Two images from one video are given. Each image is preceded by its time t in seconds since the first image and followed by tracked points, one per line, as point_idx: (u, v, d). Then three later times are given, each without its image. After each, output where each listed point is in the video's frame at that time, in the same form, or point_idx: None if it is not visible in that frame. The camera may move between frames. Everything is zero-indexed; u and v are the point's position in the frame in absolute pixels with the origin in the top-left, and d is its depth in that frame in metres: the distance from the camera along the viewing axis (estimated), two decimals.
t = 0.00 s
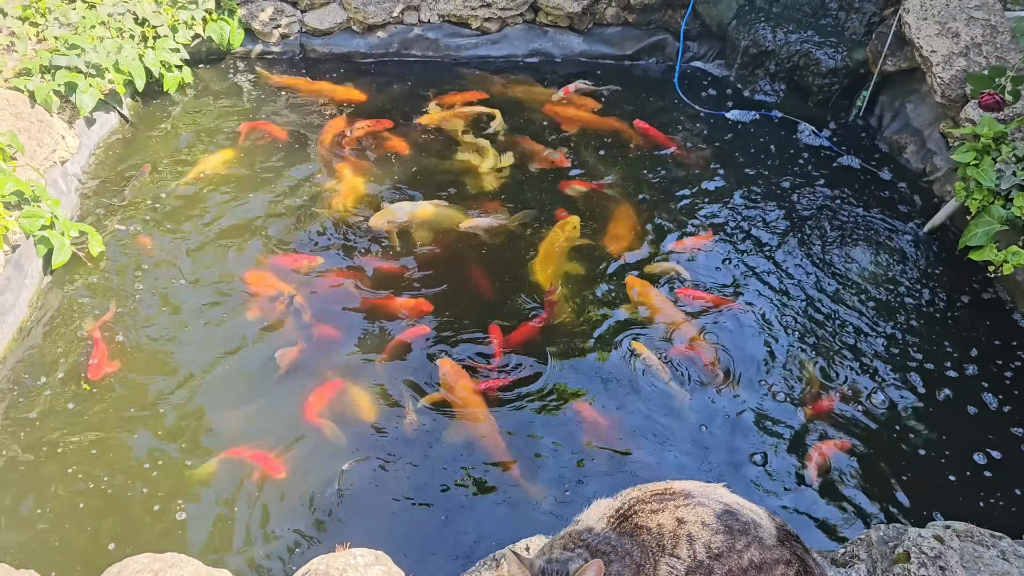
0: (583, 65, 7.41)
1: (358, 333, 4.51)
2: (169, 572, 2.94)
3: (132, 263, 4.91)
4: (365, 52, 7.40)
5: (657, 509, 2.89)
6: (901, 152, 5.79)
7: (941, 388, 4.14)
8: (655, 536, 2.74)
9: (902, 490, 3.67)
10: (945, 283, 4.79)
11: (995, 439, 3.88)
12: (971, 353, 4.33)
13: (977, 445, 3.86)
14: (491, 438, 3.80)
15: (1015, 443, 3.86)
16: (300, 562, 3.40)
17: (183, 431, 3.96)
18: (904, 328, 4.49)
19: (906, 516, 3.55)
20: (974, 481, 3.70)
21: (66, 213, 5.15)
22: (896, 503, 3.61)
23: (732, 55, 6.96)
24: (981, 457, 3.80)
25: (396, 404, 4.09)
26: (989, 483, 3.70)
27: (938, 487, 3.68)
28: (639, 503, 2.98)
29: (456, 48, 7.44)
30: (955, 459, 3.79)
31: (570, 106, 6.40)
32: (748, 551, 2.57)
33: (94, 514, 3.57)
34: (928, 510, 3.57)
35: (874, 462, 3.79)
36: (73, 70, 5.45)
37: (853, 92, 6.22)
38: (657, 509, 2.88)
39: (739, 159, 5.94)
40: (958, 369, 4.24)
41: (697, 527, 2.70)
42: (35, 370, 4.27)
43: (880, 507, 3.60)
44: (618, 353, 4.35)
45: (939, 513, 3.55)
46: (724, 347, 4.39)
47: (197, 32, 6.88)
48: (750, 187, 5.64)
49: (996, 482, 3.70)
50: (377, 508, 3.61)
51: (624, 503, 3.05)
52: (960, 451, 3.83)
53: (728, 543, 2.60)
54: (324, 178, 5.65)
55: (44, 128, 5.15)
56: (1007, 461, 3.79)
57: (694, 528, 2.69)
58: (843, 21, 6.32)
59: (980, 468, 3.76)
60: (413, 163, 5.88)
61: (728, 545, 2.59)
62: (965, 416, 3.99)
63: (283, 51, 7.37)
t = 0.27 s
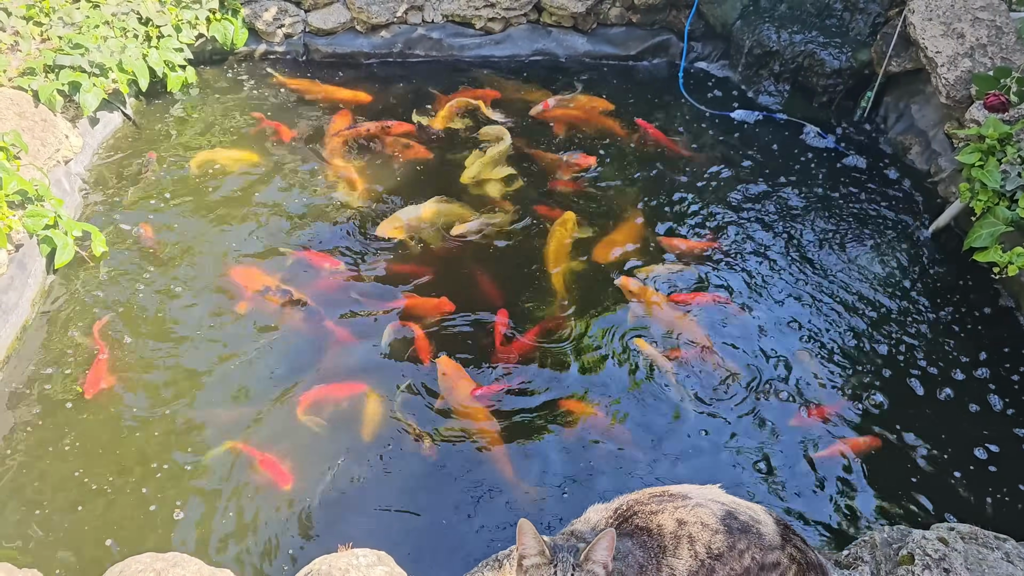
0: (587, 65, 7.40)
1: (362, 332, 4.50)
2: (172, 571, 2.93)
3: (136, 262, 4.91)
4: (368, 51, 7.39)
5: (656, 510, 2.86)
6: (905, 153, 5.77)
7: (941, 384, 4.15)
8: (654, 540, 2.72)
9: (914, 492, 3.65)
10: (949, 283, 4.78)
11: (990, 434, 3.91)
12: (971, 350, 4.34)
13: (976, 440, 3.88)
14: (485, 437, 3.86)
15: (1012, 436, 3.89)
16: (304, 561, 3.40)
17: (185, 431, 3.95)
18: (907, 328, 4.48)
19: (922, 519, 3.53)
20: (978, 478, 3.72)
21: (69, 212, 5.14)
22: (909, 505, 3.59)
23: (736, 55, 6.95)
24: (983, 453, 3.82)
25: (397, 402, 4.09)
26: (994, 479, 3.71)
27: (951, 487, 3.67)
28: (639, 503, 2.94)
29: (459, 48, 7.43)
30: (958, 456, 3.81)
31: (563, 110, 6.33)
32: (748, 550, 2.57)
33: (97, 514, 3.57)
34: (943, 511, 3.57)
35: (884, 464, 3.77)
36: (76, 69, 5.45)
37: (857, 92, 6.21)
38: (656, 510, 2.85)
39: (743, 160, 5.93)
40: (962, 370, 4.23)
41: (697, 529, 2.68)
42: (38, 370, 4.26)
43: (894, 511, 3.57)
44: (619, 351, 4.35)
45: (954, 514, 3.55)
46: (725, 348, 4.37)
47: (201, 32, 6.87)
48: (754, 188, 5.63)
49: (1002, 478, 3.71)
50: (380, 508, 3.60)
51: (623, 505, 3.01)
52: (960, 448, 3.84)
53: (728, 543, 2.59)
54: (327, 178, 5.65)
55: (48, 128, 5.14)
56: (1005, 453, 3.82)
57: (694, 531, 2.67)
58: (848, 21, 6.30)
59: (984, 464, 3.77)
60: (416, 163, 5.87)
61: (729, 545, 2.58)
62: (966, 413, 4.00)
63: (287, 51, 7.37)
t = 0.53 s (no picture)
0: (592, 65, 7.41)
1: (367, 330, 4.50)
2: (177, 569, 2.93)
3: (141, 262, 4.92)
4: (373, 52, 7.40)
5: (664, 507, 2.85)
6: (911, 153, 5.76)
7: (944, 381, 4.15)
8: (661, 536, 2.72)
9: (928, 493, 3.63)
10: (952, 281, 4.79)
11: (989, 427, 3.92)
12: (973, 347, 4.35)
13: (976, 434, 3.88)
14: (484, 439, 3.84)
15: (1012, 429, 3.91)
16: (309, 560, 3.39)
17: (189, 430, 3.95)
18: (911, 327, 4.48)
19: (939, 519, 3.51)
20: (986, 473, 3.71)
21: (75, 211, 5.16)
22: (923, 506, 3.57)
23: (741, 55, 6.96)
24: (985, 447, 3.83)
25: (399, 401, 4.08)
26: (1001, 473, 3.72)
27: (965, 486, 3.66)
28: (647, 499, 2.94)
29: (464, 48, 7.44)
30: (965, 453, 3.80)
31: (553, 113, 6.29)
32: (755, 546, 2.54)
33: (102, 512, 3.57)
34: (956, 510, 3.55)
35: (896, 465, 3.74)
36: (82, 69, 5.47)
37: (862, 92, 6.21)
38: (663, 507, 2.84)
39: (748, 160, 5.93)
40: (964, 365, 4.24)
41: (704, 525, 2.66)
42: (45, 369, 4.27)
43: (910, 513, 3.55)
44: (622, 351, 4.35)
45: (969, 514, 3.53)
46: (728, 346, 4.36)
47: (206, 32, 6.89)
48: (759, 187, 5.62)
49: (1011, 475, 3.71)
50: (384, 507, 3.60)
51: (631, 500, 3.02)
52: (964, 444, 3.84)
53: (734, 540, 2.57)
54: (333, 178, 5.65)
55: (54, 127, 5.16)
56: (1006, 446, 3.83)
57: (702, 526, 2.66)
58: (852, 21, 6.29)
59: (990, 459, 3.77)
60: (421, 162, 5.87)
61: (735, 541, 2.57)
62: (970, 410, 4.00)
63: (292, 51, 7.38)
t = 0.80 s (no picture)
0: (596, 66, 7.41)
1: (373, 330, 4.51)
2: (184, 567, 2.93)
3: (147, 261, 4.93)
4: (377, 52, 7.41)
5: (673, 503, 2.86)
6: (915, 153, 5.76)
7: (947, 378, 4.16)
8: (670, 532, 2.72)
9: (939, 492, 3.63)
10: (956, 279, 4.80)
11: (985, 421, 3.95)
12: (971, 343, 4.37)
13: (974, 429, 3.90)
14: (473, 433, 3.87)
15: (1008, 422, 3.94)
16: (315, 557, 3.40)
17: (194, 429, 3.96)
18: (913, 325, 4.48)
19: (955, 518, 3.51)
20: (991, 469, 3.73)
21: (80, 211, 5.17)
22: (936, 505, 3.57)
23: (745, 56, 6.96)
24: (984, 442, 3.84)
25: (404, 401, 4.07)
26: (1005, 467, 3.74)
27: (976, 484, 3.67)
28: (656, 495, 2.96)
29: (468, 48, 7.45)
30: (969, 449, 3.82)
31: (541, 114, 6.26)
32: (764, 544, 2.55)
33: (108, 511, 3.58)
34: (969, 508, 3.56)
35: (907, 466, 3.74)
36: (88, 70, 5.49)
37: (866, 92, 6.20)
38: (672, 504, 2.85)
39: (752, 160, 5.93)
40: (966, 362, 4.25)
41: (712, 523, 2.67)
42: (51, 368, 4.28)
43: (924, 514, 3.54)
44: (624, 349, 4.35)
45: (982, 511, 3.54)
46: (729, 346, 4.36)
47: (211, 32, 6.91)
48: (763, 187, 5.63)
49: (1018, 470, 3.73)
50: (389, 505, 3.60)
51: (640, 496, 3.03)
52: (965, 440, 3.85)
53: (743, 536, 2.58)
54: (338, 178, 5.67)
55: (60, 127, 5.17)
56: (1003, 438, 3.86)
57: (711, 523, 2.67)
58: (857, 22, 6.28)
59: (992, 454, 3.79)
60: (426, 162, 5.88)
61: (743, 538, 2.57)
62: (970, 405, 4.02)
63: (296, 51, 7.40)
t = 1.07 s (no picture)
0: (598, 67, 7.42)
1: (376, 331, 4.51)
2: (186, 567, 2.94)
3: (151, 262, 4.95)
4: (380, 54, 7.43)
5: (674, 504, 2.85)
6: (918, 154, 5.75)
7: (949, 377, 4.17)
8: (670, 533, 2.72)
9: (945, 492, 3.63)
10: (958, 279, 4.80)
11: (983, 416, 3.97)
12: (967, 340, 4.38)
13: (970, 425, 3.92)
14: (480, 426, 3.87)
15: (1000, 414, 3.97)
16: (319, 558, 3.40)
17: (197, 430, 3.96)
18: (912, 324, 4.49)
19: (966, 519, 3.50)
20: (993, 468, 3.73)
21: (84, 213, 5.18)
22: (945, 506, 3.57)
23: (747, 57, 6.97)
24: (981, 438, 3.86)
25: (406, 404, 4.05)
26: (1004, 461, 3.76)
27: (982, 483, 3.66)
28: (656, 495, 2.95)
29: (471, 50, 7.46)
30: (969, 446, 3.83)
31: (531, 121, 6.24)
32: (766, 543, 2.56)
33: (111, 511, 3.58)
34: (977, 507, 3.56)
35: (917, 468, 3.73)
36: (91, 71, 5.50)
37: (869, 94, 6.20)
38: (673, 505, 2.84)
39: (755, 161, 5.93)
40: (967, 361, 4.26)
41: (713, 525, 2.67)
42: (55, 368, 4.30)
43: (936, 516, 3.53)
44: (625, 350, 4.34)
45: (990, 510, 3.55)
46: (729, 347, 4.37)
47: (214, 34, 6.92)
48: (766, 188, 5.63)
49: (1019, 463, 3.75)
50: (392, 506, 3.60)
51: (640, 497, 3.02)
52: (962, 437, 3.87)
53: (745, 537, 2.59)
54: (341, 179, 5.68)
55: (64, 129, 5.18)
56: (1006, 436, 3.87)
57: (712, 525, 2.67)
58: (859, 23, 6.28)
59: (993, 451, 3.80)
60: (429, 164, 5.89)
61: (745, 539, 2.58)
62: (967, 401, 4.04)
63: (299, 53, 7.42)
